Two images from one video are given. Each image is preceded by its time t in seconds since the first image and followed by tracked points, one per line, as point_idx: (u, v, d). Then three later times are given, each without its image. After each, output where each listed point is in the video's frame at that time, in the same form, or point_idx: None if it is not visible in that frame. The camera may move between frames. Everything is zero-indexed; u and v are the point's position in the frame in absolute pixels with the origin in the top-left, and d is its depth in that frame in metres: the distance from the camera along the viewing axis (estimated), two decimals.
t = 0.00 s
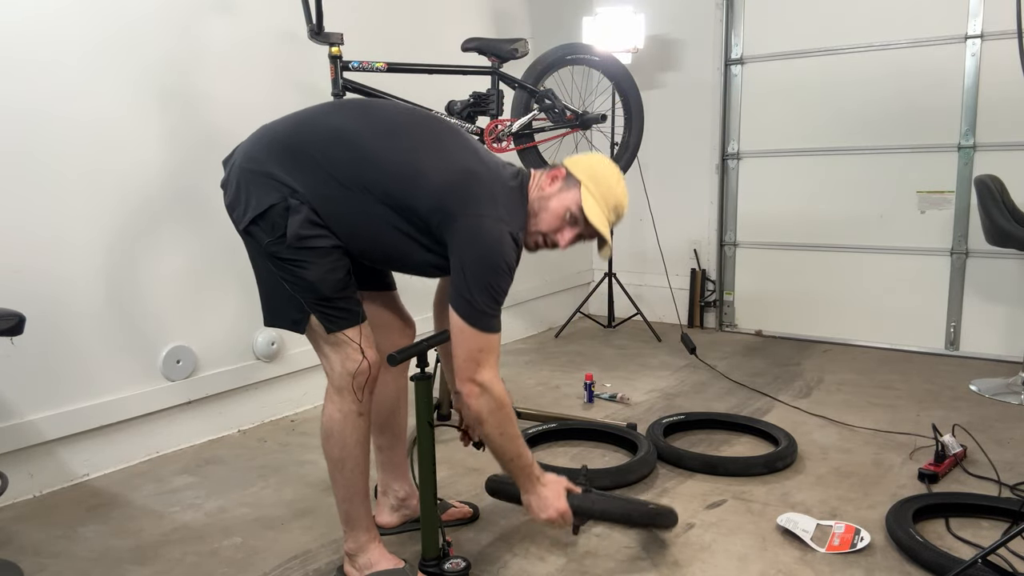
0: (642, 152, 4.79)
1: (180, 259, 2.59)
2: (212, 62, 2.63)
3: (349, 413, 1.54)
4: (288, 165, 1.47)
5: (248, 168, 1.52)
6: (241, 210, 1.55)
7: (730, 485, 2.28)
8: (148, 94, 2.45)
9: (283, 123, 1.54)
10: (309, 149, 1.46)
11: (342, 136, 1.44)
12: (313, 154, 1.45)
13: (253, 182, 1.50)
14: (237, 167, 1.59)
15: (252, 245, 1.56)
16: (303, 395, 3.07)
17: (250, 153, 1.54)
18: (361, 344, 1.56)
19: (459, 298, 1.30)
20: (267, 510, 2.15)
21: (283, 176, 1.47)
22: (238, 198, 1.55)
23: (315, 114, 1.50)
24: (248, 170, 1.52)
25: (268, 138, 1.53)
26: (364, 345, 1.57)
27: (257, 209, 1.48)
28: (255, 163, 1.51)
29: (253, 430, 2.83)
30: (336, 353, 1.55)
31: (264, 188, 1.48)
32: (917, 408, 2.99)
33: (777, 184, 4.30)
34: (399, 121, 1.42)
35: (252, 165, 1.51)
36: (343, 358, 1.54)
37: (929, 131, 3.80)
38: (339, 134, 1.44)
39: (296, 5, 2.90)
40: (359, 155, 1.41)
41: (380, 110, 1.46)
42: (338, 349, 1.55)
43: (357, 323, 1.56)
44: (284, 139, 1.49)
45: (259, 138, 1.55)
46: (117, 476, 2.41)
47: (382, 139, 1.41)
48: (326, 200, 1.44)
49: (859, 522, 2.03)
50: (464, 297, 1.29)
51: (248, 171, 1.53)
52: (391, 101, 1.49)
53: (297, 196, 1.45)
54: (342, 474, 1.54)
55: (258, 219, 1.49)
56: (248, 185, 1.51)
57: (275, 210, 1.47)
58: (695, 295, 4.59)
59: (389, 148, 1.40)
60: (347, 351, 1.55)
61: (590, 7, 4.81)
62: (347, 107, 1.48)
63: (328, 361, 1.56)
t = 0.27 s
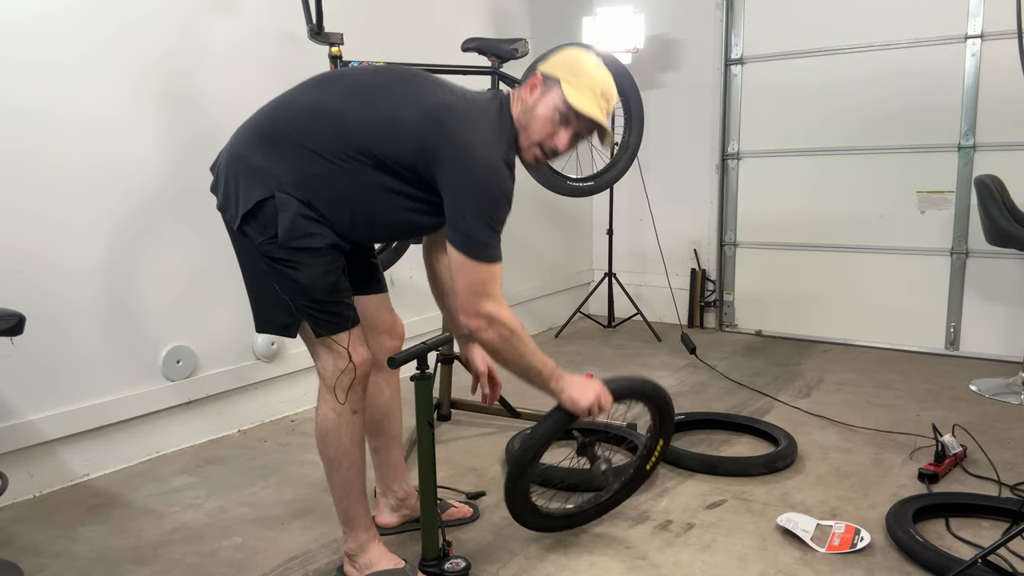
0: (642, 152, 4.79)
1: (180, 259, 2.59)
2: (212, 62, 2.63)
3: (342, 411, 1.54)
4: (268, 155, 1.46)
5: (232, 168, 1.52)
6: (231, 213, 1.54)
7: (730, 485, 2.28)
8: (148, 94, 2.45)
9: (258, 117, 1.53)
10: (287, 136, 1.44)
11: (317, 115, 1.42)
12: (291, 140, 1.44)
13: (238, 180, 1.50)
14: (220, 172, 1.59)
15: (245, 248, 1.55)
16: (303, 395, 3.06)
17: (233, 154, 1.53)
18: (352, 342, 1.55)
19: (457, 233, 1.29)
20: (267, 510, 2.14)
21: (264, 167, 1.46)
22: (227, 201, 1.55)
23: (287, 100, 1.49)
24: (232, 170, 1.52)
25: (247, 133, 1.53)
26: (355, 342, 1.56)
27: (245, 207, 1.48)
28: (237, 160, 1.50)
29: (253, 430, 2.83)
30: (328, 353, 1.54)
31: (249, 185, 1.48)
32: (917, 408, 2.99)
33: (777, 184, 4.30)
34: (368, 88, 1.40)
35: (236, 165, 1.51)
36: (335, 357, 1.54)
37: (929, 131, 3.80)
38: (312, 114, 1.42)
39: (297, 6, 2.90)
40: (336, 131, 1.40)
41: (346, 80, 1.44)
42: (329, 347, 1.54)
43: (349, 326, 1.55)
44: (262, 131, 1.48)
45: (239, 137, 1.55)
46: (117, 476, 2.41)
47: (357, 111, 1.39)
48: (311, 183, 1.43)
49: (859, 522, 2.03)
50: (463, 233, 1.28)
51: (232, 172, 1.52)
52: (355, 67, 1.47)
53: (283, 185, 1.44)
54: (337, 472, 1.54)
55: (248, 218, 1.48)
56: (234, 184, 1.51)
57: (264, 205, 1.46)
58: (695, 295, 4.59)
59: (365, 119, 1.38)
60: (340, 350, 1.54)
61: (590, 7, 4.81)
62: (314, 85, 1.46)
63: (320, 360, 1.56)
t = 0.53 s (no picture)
0: (642, 152, 4.79)
1: (180, 259, 2.59)
2: (212, 62, 2.63)
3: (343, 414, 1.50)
4: (252, 141, 1.43)
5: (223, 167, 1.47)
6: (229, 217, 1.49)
7: (730, 485, 2.28)
8: (149, 94, 2.45)
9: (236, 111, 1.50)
10: (269, 118, 1.41)
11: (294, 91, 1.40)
12: (274, 121, 1.41)
13: (229, 177, 1.45)
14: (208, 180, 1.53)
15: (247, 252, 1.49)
16: (303, 395, 3.06)
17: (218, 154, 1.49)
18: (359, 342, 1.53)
19: (415, 138, 1.24)
20: (267, 510, 2.15)
21: (250, 155, 1.42)
22: (222, 206, 1.49)
23: (259, 85, 1.46)
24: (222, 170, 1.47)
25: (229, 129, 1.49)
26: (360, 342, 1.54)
27: (244, 203, 1.43)
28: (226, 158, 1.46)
29: (253, 430, 2.83)
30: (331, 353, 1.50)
31: (244, 179, 1.43)
32: (917, 408, 2.99)
33: (776, 185, 4.30)
34: (336, 52, 1.37)
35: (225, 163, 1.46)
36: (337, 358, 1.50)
37: (929, 131, 3.80)
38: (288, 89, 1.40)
39: (297, 6, 2.90)
40: (308, 92, 1.39)
41: (305, 46, 1.43)
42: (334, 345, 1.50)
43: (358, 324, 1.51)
44: (243, 121, 1.45)
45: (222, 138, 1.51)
46: (117, 476, 2.41)
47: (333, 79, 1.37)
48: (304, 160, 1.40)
49: (859, 522, 2.03)
50: (427, 137, 1.24)
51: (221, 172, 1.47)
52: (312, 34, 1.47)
53: (277, 170, 1.40)
54: (334, 477, 1.51)
55: (248, 214, 1.43)
56: (227, 182, 1.46)
57: (263, 196, 1.41)
58: (695, 295, 4.59)
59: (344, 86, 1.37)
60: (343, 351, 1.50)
61: (590, 7, 4.81)
62: (280, 63, 1.45)
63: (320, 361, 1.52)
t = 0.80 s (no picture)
0: (642, 152, 4.79)
1: (180, 260, 2.59)
2: (211, 63, 2.63)
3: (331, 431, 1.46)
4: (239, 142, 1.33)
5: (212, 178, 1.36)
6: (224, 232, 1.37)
7: (730, 485, 2.28)
8: (149, 94, 2.45)
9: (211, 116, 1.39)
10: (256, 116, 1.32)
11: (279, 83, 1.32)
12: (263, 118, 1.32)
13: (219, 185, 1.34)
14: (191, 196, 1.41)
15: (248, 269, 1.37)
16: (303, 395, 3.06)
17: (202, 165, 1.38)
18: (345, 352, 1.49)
19: (360, 44, 1.18)
20: (267, 510, 2.15)
21: (243, 160, 1.32)
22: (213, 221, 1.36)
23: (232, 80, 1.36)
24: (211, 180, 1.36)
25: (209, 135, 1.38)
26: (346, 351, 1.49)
27: (244, 212, 1.32)
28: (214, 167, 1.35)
29: (253, 430, 2.83)
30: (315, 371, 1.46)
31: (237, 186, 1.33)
32: (917, 408, 2.99)
33: (776, 185, 4.30)
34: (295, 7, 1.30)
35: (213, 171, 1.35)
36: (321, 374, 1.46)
37: (929, 131, 3.80)
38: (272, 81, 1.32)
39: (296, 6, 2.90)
40: (285, 67, 1.31)
41: (260, 19, 1.36)
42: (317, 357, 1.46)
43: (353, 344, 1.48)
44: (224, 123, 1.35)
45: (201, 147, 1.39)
46: (116, 476, 2.41)
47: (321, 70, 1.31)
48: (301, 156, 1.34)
49: (859, 522, 2.03)
50: (373, 43, 1.17)
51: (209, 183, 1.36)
52: (258, 1, 1.39)
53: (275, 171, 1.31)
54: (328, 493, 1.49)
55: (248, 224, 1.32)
56: (218, 192, 1.34)
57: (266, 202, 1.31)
58: (695, 295, 4.59)
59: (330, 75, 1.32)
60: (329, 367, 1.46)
61: (590, 8, 4.81)
62: (246, 52, 1.36)
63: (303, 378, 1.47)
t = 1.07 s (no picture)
0: (642, 152, 4.80)
1: (180, 260, 2.59)
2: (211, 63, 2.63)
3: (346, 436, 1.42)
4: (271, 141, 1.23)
5: (241, 181, 1.20)
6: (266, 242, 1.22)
7: (730, 485, 2.28)
8: (149, 94, 2.46)
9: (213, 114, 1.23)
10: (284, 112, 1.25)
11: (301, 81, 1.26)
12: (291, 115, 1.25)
13: (253, 190, 1.20)
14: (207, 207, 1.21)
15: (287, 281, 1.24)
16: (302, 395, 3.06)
17: (223, 168, 1.20)
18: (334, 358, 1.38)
19: None
20: (267, 510, 2.14)
21: (275, 167, 1.22)
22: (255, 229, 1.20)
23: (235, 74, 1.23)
24: (237, 184, 1.20)
25: (216, 137, 1.22)
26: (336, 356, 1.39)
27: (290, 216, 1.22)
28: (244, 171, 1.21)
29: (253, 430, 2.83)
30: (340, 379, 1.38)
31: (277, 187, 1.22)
32: (917, 408, 2.99)
33: (777, 185, 4.30)
34: None
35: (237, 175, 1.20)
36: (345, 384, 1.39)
37: (929, 131, 3.80)
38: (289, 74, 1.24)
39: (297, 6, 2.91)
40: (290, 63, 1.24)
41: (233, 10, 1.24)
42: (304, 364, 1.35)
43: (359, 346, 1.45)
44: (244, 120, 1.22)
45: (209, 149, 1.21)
46: (116, 476, 2.41)
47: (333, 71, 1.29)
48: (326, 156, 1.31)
49: (859, 522, 2.03)
50: None
51: (237, 187, 1.20)
52: None
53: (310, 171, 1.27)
54: (329, 498, 1.43)
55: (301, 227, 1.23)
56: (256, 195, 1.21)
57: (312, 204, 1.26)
58: (695, 295, 4.59)
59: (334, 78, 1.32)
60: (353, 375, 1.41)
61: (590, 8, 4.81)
62: (238, 44, 1.23)
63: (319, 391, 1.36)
